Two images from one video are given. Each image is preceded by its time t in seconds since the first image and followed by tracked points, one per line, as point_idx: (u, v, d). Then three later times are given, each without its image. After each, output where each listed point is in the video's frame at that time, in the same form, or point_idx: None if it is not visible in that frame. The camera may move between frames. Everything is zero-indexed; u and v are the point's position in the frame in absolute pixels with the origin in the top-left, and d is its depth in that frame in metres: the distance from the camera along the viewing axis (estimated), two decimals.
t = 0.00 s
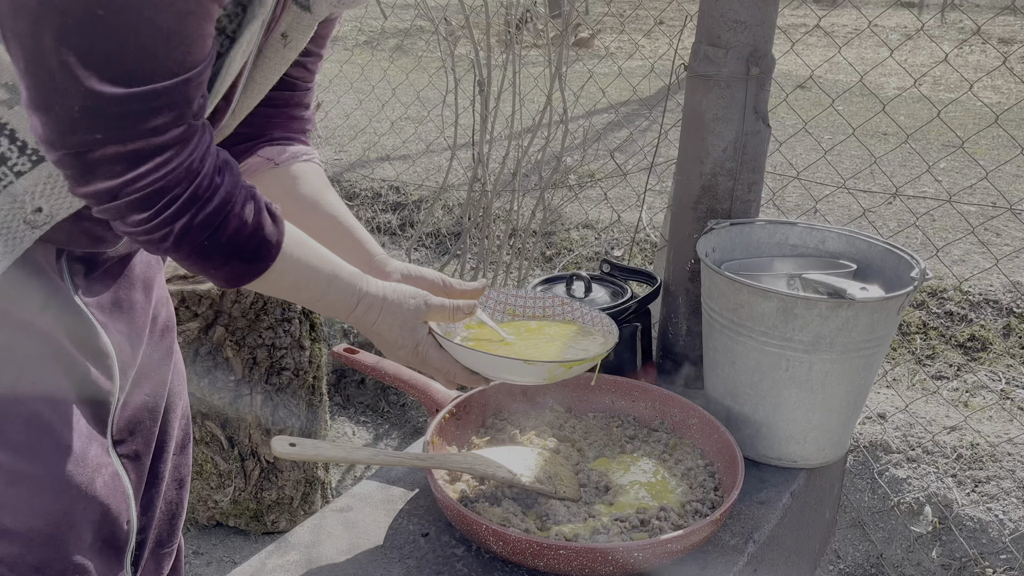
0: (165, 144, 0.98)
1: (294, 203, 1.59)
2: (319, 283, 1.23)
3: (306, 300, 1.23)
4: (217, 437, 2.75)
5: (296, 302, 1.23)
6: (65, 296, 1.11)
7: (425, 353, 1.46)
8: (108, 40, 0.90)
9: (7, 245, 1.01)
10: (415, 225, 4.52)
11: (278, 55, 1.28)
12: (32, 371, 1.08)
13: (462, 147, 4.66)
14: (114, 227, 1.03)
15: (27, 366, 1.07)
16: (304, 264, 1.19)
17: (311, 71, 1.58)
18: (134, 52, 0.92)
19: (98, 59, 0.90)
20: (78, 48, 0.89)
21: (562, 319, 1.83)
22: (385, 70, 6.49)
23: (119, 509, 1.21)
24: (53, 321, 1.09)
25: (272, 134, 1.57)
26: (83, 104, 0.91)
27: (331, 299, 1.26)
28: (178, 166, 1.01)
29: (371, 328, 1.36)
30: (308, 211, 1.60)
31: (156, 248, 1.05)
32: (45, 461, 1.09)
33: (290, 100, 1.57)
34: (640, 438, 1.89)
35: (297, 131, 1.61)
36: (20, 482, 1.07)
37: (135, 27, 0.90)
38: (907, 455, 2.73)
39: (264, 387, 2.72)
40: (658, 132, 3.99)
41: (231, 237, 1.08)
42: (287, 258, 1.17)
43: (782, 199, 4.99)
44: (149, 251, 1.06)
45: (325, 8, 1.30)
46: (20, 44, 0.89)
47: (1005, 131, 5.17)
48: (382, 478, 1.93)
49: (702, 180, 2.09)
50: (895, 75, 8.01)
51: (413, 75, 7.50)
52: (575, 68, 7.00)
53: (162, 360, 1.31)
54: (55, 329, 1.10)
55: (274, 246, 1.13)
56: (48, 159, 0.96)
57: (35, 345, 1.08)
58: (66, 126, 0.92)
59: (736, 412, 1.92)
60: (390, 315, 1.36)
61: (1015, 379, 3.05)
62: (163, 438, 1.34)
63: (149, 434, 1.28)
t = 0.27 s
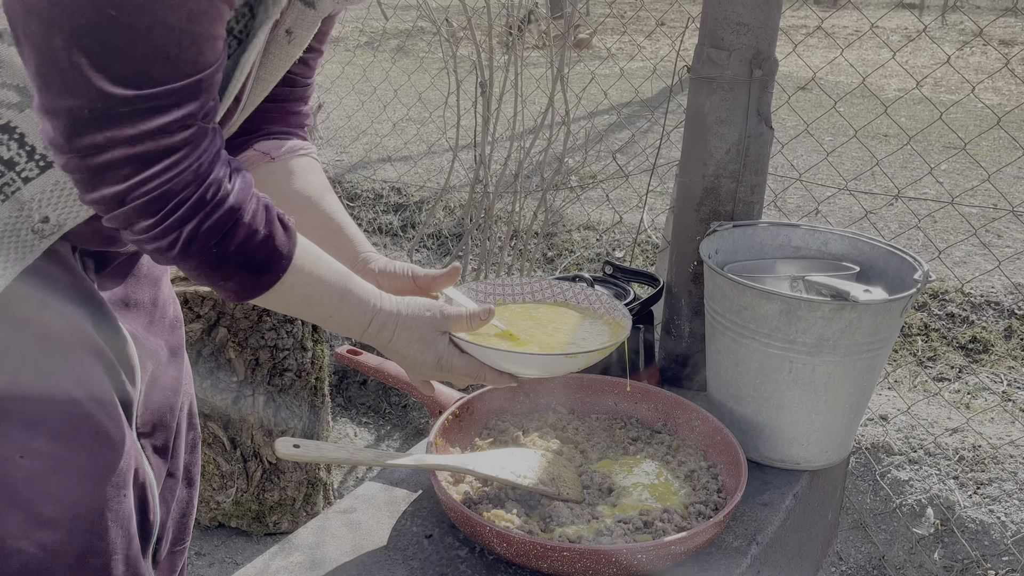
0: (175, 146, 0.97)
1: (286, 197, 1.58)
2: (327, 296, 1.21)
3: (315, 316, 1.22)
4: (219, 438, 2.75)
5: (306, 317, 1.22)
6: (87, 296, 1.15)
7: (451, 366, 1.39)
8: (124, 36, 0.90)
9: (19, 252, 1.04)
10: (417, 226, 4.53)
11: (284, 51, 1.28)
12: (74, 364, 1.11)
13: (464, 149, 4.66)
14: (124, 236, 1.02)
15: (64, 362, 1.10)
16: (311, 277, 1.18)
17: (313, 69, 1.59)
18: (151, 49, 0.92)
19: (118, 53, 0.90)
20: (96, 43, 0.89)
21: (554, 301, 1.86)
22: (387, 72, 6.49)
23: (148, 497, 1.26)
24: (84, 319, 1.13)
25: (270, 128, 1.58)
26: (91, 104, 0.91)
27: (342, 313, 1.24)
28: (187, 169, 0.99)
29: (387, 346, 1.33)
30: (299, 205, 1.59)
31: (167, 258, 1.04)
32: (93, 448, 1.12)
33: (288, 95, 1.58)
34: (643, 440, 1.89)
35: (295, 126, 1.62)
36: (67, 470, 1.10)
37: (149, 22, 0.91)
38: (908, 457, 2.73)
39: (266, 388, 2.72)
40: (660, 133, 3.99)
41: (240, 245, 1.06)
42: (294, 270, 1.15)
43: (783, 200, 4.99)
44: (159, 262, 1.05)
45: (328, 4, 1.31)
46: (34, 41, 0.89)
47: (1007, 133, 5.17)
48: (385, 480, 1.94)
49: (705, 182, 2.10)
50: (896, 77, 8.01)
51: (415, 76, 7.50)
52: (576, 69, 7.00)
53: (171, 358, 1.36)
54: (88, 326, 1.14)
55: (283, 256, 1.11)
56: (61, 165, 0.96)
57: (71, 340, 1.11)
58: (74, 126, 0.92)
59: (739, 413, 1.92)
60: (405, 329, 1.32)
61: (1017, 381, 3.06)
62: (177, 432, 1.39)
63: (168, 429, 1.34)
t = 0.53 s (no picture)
0: (174, 143, 0.95)
1: (314, 176, 1.68)
2: (352, 308, 1.18)
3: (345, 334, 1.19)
4: (220, 439, 2.76)
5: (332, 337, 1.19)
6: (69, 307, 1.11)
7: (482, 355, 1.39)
8: (121, 24, 0.88)
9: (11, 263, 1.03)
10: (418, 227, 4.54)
11: (287, 54, 1.28)
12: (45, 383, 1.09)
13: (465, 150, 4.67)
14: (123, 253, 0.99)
15: (42, 375, 1.09)
16: (334, 285, 1.15)
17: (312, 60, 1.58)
18: (151, 37, 0.90)
19: (120, 43, 0.89)
20: (94, 35, 0.88)
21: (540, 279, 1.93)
22: (388, 73, 6.51)
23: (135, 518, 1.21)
24: (60, 333, 1.10)
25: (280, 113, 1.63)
26: (82, 102, 0.89)
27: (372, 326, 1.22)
28: (187, 168, 0.97)
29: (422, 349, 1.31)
30: (327, 180, 1.69)
31: (167, 270, 1.00)
32: (64, 472, 1.11)
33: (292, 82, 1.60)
34: (643, 441, 1.90)
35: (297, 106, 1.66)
36: (39, 495, 1.09)
37: (148, 12, 0.89)
38: (909, 459, 2.73)
39: (267, 389, 2.73)
40: (660, 134, 4.00)
41: (250, 251, 1.03)
42: (314, 277, 1.12)
43: (783, 202, 5.00)
44: (160, 278, 1.01)
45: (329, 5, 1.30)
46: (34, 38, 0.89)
47: (1007, 134, 5.18)
48: (386, 481, 1.94)
49: (705, 184, 2.10)
50: (897, 78, 8.02)
51: (417, 77, 7.52)
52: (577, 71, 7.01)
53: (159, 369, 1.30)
54: (62, 340, 1.10)
55: (298, 261, 1.09)
56: (55, 178, 0.94)
57: (43, 355, 1.09)
58: (65, 125, 0.91)
59: (739, 415, 1.92)
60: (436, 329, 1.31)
61: (1017, 382, 3.06)
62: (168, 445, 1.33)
63: (157, 440, 1.27)
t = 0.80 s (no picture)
0: (171, 138, 0.90)
1: (320, 186, 1.54)
2: (348, 313, 1.10)
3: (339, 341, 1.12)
4: (220, 439, 2.76)
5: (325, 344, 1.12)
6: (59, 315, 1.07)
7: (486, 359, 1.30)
8: (123, 12, 0.83)
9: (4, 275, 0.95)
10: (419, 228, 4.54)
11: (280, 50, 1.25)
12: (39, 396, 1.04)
13: (465, 150, 4.67)
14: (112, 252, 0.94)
15: (34, 383, 1.04)
16: (330, 288, 1.08)
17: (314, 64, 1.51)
18: (152, 24, 0.85)
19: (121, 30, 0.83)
20: (93, 24, 0.82)
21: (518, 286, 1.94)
22: (389, 73, 6.51)
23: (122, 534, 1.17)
24: (54, 346, 1.06)
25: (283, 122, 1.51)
26: (72, 91, 0.84)
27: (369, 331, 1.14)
28: (182, 164, 0.92)
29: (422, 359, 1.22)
30: (334, 191, 1.55)
31: (161, 272, 0.95)
32: (56, 489, 1.06)
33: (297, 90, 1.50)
34: (645, 442, 1.89)
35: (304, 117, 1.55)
36: (33, 514, 1.05)
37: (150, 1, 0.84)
38: (910, 459, 2.73)
39: (268, 390, 2.72)
40: (661, 135, 3.99)
41: (246, 252, 0.97)
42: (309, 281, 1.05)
43: (784, 203, 5.01)
44: (154, 280, 0.96)
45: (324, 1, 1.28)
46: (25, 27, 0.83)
47: (1008, 135, 5.18)
48: (387, 482, 1.94)
49: (707, 184, 2.10)
50: (898, 79, 8.02)
51: (417, 77, 7.53)
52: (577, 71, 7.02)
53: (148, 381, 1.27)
54: (54, 350, 1.06)
55: (295, 263, 1.02)
56: (41, 172, 0.89)
57: (36, 366, 1.04)
58: (56, 118, 0.85)
59: (741, 415, 1.92)
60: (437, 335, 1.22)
61: (1019, 383, 3.06)
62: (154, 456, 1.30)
63: (141, 451, 1.25)
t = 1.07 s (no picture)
0: (84, 164, 0.91)
1: (292, 198, 1.53)
2: (247, 326, 1.10)
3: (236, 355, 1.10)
4: (221, 439, 2.77)
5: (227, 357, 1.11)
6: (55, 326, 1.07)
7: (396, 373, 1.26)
8: (67, 41, 0.86)
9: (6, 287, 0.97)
10: (419, 228, 4.53)
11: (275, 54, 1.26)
12: (43, 407, 1.05)
13: (466, 150, 4.67)
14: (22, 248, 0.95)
15: (40, 398, 1.05)
16: (224, 299, 1.07)
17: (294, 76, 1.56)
18: (94, 61, 0.88)
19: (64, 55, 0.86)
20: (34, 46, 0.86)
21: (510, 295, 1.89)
22: (390, 73, 6.51)
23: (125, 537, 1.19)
24: (59, 359, 1.07)
25: (259, 128, 1.52)
26: None
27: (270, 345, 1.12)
28: (92, 189, 0.92)
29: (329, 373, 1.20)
30: (305, 200, 1.53)
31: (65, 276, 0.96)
32: (60, 498, 1.08)
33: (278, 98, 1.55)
34: (645, 442, 1.89)
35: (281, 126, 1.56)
36: (37, 524, 1.06)
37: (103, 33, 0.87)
38: (910, 460, 2.73)
39: (268, 390, 2.72)
40: (662, 135, 3.99)
41: (142, 272, 0.98)
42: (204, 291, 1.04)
43: (784, 203, 5.01)
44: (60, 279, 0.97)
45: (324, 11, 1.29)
46: None
47: (1009, 135, 5.18)
48: (387, 482, 1.94)
49: (707, 184, 2.10)
50: (898, 79, 8.03)
51: (417, 78, 7.53)
52: (578, 72, 7.02)
53: (146, 387, 1.28)
54: (56, 360, 1.07)
55: (189, 274, 1.02)
56: None
57: (40, 376, 1.05)
58: None
59: (741, 416, 1.92)
60: (341, 349, 1.20)
61: (1019, 384, 3.06)
62: (154, 463, 1.31)
63: (145, 458, 1.26)
